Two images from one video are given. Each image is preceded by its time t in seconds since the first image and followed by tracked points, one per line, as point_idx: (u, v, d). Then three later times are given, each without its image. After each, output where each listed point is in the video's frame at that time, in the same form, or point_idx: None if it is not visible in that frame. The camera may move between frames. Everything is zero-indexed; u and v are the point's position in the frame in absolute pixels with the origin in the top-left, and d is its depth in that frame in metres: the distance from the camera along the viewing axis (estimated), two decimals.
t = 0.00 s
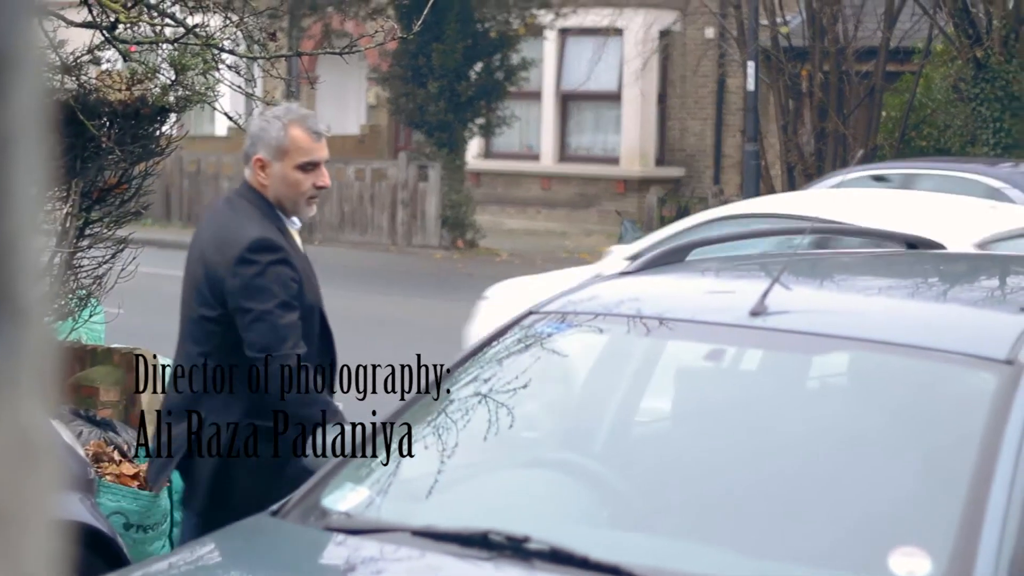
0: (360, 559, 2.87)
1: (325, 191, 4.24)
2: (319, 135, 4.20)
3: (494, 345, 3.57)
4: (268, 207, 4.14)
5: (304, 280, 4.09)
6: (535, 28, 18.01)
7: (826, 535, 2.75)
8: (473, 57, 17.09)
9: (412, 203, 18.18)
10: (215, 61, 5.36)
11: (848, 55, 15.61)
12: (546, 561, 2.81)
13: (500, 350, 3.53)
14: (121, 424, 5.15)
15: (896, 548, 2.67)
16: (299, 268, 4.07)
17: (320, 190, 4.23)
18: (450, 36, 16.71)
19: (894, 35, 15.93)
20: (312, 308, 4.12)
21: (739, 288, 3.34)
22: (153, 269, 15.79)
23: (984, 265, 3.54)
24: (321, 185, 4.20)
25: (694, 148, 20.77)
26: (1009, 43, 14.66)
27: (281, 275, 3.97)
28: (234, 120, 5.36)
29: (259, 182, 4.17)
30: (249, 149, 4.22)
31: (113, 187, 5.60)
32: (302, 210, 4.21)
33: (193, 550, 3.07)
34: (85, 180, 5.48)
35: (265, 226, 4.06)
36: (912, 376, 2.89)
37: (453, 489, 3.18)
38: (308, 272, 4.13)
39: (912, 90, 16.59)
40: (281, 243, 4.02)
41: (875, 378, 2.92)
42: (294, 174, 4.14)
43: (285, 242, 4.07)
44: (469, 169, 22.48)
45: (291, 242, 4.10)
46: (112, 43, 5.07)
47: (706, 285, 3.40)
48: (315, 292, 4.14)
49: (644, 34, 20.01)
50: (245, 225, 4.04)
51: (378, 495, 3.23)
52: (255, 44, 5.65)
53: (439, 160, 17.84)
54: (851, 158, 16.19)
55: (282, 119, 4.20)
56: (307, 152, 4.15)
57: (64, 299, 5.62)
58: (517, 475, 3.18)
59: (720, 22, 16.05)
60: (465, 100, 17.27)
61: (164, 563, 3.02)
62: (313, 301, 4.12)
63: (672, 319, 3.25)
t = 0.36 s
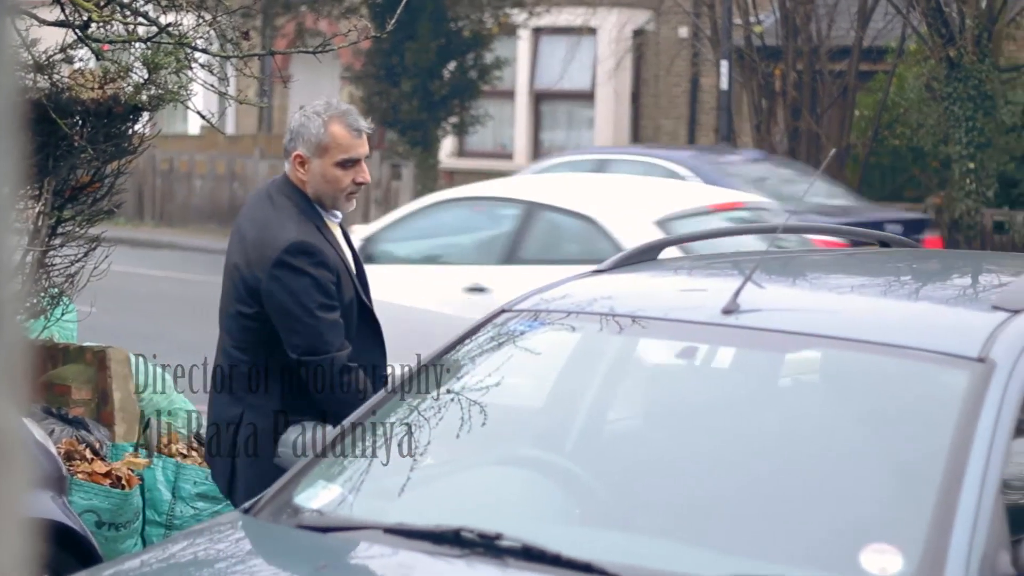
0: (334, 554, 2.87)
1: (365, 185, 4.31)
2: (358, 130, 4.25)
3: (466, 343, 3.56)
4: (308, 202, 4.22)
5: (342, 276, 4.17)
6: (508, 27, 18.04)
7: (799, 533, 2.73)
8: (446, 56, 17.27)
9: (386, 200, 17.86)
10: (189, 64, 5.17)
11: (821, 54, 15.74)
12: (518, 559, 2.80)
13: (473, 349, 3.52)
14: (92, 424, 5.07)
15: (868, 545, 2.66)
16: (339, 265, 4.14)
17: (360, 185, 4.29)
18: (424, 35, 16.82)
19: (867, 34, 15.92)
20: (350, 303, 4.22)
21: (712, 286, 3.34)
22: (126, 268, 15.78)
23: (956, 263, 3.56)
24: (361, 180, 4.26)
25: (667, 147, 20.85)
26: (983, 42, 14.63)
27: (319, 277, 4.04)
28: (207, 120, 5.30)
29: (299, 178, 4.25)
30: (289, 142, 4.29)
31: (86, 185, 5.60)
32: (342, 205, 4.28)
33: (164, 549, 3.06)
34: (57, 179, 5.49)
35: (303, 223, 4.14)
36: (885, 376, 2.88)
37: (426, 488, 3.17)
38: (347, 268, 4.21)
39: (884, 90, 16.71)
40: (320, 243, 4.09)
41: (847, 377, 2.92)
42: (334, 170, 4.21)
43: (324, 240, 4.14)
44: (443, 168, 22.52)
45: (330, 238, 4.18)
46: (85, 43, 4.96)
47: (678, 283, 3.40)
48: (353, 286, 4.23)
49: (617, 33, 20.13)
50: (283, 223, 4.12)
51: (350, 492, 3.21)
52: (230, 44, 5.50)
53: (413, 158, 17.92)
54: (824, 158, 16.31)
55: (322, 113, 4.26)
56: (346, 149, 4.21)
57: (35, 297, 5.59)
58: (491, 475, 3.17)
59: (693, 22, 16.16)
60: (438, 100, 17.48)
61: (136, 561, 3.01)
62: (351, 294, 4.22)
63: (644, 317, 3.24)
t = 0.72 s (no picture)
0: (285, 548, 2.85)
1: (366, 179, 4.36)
2: (357, 127, 4.30)
3: (419, 335, 3.53)
4: (306, 196, 4.32)
5: (330, 268, 4.25)
6: (461, 19, 18.08)
7: (749, 522, 2.73)
8: (400, 49, 17.38)
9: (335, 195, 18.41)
10: (140, 57, 5.11)
11: (773, 47, 15.87)
12: (471, 552, 2.80)
13: (426, 341, 3.49)
14: (45, 416, 4.97)
15: (819, 537, 2.65)
16: (324, 257, 4.23)
17: (360, 180, 4.34)
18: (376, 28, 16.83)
19: (819, 26, 16.02)
20: (344, 294, 4.30)
21: (665, 278, 3.34)
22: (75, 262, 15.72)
23: (909, 256, 3.59)
24: (361, 175, 4.31)
25: (621, 140, 20.90)
26: (935, 35, 14.86)
27: (294, 268, 4.14)
28: (159, 113, 5.25)
29: (300, 173, 4.34)
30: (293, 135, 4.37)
31: (37, 178, 5.51)
32: (342, 199, 4.34)
33: (117, 543, 3.04)
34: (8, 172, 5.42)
35: (294, 218, 4.23)
36: (838, 366, 2.87)
37: (378, 482, 3.15)
38: (337, 261, 4.28)
39: (837, 83, 16.86)
40: (303, 235, 4.19)
41: (798, 367, 2.91)
42: (331, 166, 4.27)
43: (311, 232, 4.23)
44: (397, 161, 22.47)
45: (321, 232, 4.27)
46: (37, 35, 4.90)
47: (632, 276, 3.39)
48: (347, 277, 4.31)
49: (571, 25, 20.19)
50: (275, 217, 4.22)
51: (303, 485, 3.19)
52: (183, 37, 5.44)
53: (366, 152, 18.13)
54: (776, 150, 16.44)
55: (323, 108, 4.32)
56: (343, 145, 4.26)
57: None
58: (444, 469, 3.16)
59: (647, 14, 16.23)
60: (391, 92, 17.49)
61: (88, 554, 2.99)
62: (345, 286, 4.30)
63: (597, 310, 3.23)
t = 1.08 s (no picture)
0: (244, 548, 2.83)
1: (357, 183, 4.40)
2: (344, 130, 4.37)
3: (377, 335, 3.51)
4: (296, 196, 4.40)
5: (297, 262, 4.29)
6: (419, 19, 18.09)
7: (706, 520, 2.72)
8: (357, 49, 17.37)
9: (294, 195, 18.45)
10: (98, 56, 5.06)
11: (729, 48, 16.02)
12: (428, 552, 2.79)
13: (382, 341, 3.47)
14: None
15: (774, 535, 2.65)
16: (290, 252, 4.29)
17: (350, 183, 4.37)
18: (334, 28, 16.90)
19: (776, 27, 16.18)
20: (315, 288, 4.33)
21: (622, 278, 3.32)
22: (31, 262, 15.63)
23: (866, 257, 3.61)
24: (349, 178, 4.35)
25: (578, 141, 20.96)
26: (891, 36, 14.97)
27: (250, 260, 4.25)
28: (116, 113, 5.19)
29: (291, 175, 4.43)
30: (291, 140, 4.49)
31: None
32: (333, 201, 4.38)
33: (74, 543, 3.01)
34: None
35: (271, 214, 4.33)
36: (795, 364, 2.87)
37: (334, 483, 3.13)
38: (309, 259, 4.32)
39: (794, 83, 17.04)
40: (268, 230, 4.29)
41: (755, 366, 2.90)
42: (318, 167, 4.34)
43: (281, 230, 4.31)
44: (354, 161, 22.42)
45: (299, 230, 4.34)
46: None
47: (589, 275, 3.38)
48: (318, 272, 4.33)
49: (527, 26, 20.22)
50: (256, 214, 4.36)
51: (260, 485, 3.16)
52: (140, 36, 5.40)
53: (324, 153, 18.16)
54: (733, 150, 16.55)
55: (313, 111, 4.42)
56: (329, 147, 4.33)
57: None
58: (401, 469, 3.13)
59: (604, 15, 16.30)
60: (349, 93, 17.53)
61: (44, 557, 2.96)
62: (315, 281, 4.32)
63: (554, 309, 3.21)
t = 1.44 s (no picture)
0: (211, 543, 2.81)
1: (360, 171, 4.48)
2: (349, 117, 4.46)
3: (343, 329, 3.48)
4: (300, 181, 4.49)
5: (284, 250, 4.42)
6: (387, 15, 18.09)
7: (672, 515, 2.72)
8: (323, 45, 17.66)
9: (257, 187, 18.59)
10: (65, 51, 5.03)
11: (698, 44, 16.06)
12: (395, 545, 2.77)
13: (349, 335, 3.44)
14: None
15: (742, 531, 2.65)
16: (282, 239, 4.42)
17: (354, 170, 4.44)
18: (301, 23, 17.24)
19: (742, 24, 16.34)
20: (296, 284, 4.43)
21: (589, 272, 3.31)
22: None
23: (832, 253, 3.62)
24: (353, 165, 4.42)
25: (546, 136, 20.97)
26: (859, 33, 14.93)
27: (234, 237, 4.39)
28: (82, 108, 5.15)
29: (296, 159, 4.51)
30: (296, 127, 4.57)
31: None
32: (335, 187, 4.44)
33: (40, 538, 2.99)
34: None
35: (268, 195, 4.44)
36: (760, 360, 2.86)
37: (301, 478, 3.10)
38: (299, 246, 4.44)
39: (761, 80, 17.22)
40: (264, 209, 4.41)
41: (723, 362, 2.89)
42: (324, 152, 4.42)
43: (278, 211, 4.43)
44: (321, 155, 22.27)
45: (293, 214, 4.44)
46: None
47: (556, 270, 3.36)
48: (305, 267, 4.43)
49: (495, 21, 20.26)
50: (254, 196, 4.45)
51: (227, 480, 3.13)
52: (107, 31, 5.36)
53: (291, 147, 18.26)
54: (700, 147, 16.65)
55: (320, 98, 4.50)
56: (336, 132, 4.42)
57: None
58: (367, 464, 3.11)
59: (572, 10, 16.37)
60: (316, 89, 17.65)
61: (11, 551, 2.95)
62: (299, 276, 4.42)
63: (519, 304, 3.19)
